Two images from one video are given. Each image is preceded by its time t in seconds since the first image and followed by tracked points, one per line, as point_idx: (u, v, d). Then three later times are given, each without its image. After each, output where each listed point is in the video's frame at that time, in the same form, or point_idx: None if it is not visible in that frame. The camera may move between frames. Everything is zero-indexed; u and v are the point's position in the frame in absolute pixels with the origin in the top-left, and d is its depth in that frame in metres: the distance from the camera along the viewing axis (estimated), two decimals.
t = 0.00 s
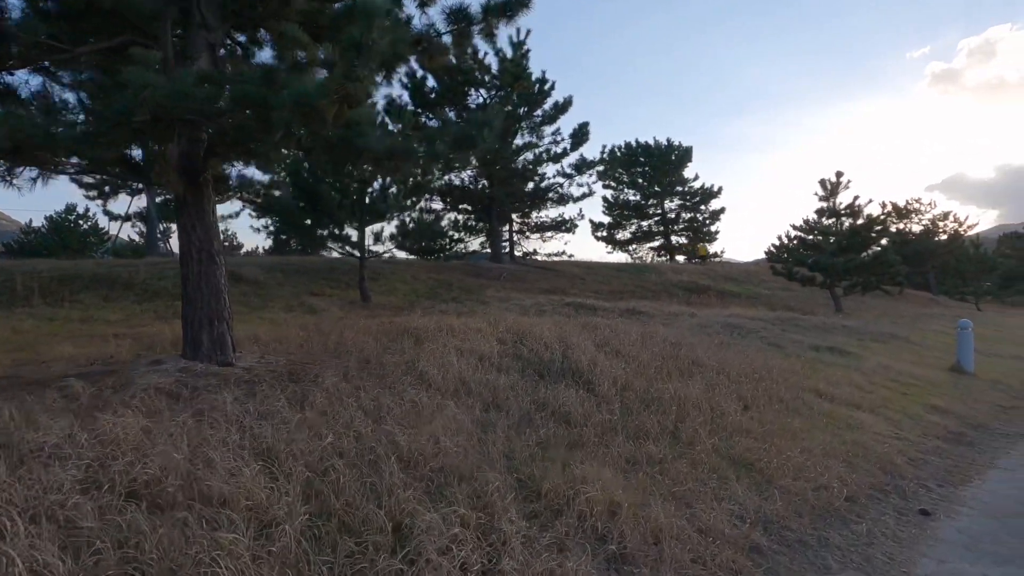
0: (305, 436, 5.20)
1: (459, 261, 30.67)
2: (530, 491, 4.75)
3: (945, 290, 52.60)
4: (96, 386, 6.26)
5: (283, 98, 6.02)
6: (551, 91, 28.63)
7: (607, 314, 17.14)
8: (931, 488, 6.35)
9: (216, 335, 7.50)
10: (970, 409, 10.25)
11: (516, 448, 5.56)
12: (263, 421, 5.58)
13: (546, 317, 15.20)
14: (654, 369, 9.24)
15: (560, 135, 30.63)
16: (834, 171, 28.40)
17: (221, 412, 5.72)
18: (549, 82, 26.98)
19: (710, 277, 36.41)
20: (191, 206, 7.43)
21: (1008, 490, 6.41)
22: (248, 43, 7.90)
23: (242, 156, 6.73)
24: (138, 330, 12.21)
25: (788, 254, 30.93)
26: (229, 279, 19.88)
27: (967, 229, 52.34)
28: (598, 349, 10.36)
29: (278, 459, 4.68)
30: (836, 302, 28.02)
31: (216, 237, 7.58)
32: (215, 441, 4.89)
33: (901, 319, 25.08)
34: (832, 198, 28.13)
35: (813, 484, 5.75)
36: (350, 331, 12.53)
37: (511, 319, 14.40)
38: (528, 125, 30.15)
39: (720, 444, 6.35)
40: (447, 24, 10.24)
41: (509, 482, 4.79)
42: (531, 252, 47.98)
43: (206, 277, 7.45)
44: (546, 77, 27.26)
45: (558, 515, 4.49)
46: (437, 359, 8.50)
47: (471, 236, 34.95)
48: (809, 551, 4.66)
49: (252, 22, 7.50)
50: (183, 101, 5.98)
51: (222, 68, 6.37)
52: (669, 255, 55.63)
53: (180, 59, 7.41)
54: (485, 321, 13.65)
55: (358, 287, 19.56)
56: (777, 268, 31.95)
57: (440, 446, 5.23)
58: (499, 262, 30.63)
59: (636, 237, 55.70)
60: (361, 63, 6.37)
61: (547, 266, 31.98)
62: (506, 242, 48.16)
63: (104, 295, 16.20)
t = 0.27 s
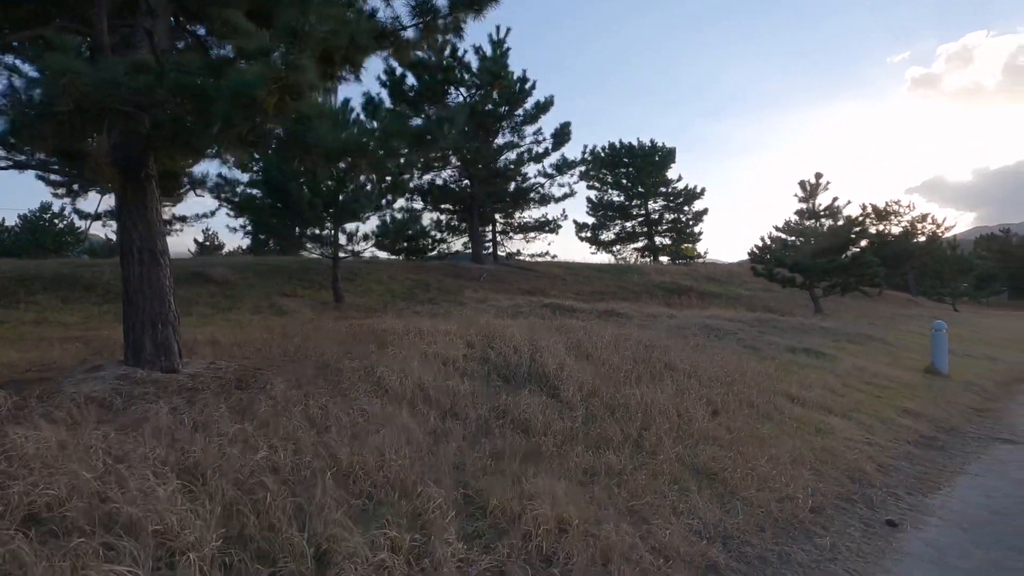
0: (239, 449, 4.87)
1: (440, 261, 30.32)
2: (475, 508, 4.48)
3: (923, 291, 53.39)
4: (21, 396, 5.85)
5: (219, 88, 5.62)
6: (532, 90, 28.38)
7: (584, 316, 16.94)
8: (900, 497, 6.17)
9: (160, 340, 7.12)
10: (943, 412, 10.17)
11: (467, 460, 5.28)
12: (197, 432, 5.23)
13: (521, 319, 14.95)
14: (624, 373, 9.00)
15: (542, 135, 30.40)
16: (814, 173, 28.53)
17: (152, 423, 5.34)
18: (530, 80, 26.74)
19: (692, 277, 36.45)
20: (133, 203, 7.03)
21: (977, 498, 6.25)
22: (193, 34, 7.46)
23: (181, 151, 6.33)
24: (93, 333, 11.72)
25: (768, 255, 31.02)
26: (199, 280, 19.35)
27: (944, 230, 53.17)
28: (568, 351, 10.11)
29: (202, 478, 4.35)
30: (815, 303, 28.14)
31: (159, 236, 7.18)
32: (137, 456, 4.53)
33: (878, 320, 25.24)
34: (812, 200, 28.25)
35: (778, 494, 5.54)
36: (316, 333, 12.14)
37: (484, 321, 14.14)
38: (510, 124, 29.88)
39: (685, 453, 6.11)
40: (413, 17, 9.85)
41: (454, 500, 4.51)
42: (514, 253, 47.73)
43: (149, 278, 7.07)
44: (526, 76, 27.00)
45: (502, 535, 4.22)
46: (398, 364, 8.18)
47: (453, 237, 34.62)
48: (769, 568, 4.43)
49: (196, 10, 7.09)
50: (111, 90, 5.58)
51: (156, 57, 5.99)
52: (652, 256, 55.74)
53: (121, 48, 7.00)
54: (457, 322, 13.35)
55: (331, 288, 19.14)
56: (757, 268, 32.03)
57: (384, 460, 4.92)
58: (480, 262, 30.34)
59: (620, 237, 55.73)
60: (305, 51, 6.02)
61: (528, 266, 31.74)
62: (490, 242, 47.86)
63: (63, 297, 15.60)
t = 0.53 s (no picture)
0: (180, 452, 4.57)
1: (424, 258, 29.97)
2: (431, 515, 4.22)
3: (907, 289, 53.88)
4: None
5: (165, 69, 5.27)
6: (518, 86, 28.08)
7: (568, 313, 16.70)
8: (880, 497, 5.99)
9: (111, 338, 6.76)
10: (924, 409, 10.06)
11: (428, 463, 5.02)
12: (138, 435, 4.89)
13: (502, 316, 14.67)
14: (601, 371, 8.75)
15: (528, 132, 30.12)
16: (799, 170, 28.55)
17: (91, 425, 5.01)
18: (514, 76, 26.48)
19: (678, 275, 36.39)
20: (82, 194, 6.66)
21: (958, 498, 6.09)
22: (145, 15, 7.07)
23: (128, 138, 5.97)
24: (54, 331, 11.25)
25: (754, 253, 31.01)
26: (173, 277, 18.87)
27: (928, 229, 53.65)
28: (546, 349, 9.86)
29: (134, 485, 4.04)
30: (800, 301, 28.15)
31: (111, 228, 6.83)
32: (66, 460, 4.21)
33: (863, 318, 25.29)
34: (797, 198, 28.25)
35: (753, 496, 5.33)
36: (288, 331, 11.78)
37: (464, 318, 13.83)
38: (495, 120, 29.57)
39: (659, 453, 5.89)
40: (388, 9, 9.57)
41: (408, 506, 4.25)
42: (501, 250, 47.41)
43: (99, 272, 6.70)
44: (512, 71, 26.69)
45: (457, 544, 3.98)
46: (366, 362, 7.86)
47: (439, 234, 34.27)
48: None
49: None
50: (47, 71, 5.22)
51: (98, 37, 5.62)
52: (640, 254, 55.70)
53: (67, 30, 6.62)
54: (435, 320, 13.05)
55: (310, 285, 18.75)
56: (744, 266, 32.02)
57: (337, 463, 4.64)
58: (466, 260, 30.03)
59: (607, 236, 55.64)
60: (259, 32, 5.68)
61: (514, 264, 31.45)
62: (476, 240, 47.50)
63: (29, 294, 15.10)
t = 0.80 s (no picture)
0: (99, 461, 4.15)
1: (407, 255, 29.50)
2: (372, 530, 3.86)
3: (889, 287, 54.32)
4: None
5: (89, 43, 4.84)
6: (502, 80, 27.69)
7: (549, 311, 16.37)
8: (860, 501, 5.72)
9: (45, 336, 6.29)
10: (906, 407, 9.87)
11: (378, 470, 4.65)
12: (56, 442, 4.46)
13: (480, 314, 14.30)
14: (576, 370, 8.39)
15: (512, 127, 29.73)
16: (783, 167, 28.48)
17: (5, 431, 4.57)
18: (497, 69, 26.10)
19: (663, 273, 36.22)
20: (12, 181, 6.18)
21: (940, 501, 5.84)
22: None
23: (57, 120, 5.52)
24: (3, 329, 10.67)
25: (739, 250, 30.91)
26: (142, 274, 18.27)
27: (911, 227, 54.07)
28: (520, 346, 9.52)
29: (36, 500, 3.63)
30: (784, 298, 28.10)
31: (46, 219, 6.36)
32: None
33: (846, 315, 25.27)
34: (781, 195, 28.18)
35: (727, 503, 5.03)
36: (254, 328, 11.33)
37: (440, 315, 13.44)
38: (478, 115, 29.14)
39: (629, 456, 5.58)
40: None
41: (347, 521, 3.88)
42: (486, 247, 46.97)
43: (32, 265, 6.23)
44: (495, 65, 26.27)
45: (397, 563, 3.62)
46: (326, 361, 7.44)
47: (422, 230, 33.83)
48: None
49: None
50: None
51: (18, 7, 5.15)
52: (626, 252, 55.57)
53: None
54: (409, 317, 12.65)
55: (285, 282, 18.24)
56: (728, 264, 31.92)
57: (274, 472, 4.25)
58: (448, 256, 29.60)
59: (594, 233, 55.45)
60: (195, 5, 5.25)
61: (498, 261, 31.07)
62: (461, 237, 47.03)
63: None
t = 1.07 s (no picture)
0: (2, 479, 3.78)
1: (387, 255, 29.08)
2: (300, 557, 3.53)
3: (871, 287, 54.80)
4: None
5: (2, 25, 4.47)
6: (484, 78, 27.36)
7: (527, 312, 16.08)
8: (833, 512, 5.48)
9: None
10: (883, 411, 9.71)
11: (317, 486, 4.32)
12: None
13: (456, 315, 13.99)
14: (546, 374, 8.11)
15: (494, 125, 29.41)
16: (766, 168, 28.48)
17: None
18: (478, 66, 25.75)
19: (647, 273, 36.11)
20: None
21: (915, 511, 5.62)
22: None
23: None
24: None
25: (722, 250, 30.86)
26: (109, 274, 17.71)
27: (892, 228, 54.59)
28: (491, 349, 9.22)
29: None
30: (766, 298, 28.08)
31: None
32: None
33: (827, 315, 25.29)
34: (763, 195, 28.17)
35: (693, 517, 4.76)
36: (217, 330, 10.92)
37: (414, 316, 13.10)
38: (461, 113, 28.80)
39: (593, 467, 5.30)
40: None
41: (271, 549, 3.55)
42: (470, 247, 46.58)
43: None
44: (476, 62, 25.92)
45: None
46: (281, 366, 7.06)
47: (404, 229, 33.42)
48: None
49: None
50: None
51: None
52: (611, 252, 55.49)
53: None
54: (381, 318, 12.30)
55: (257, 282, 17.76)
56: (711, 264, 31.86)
57: (199, 492, 3.91)
58: (430, 256, 29.22)
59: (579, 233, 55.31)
60: None
61: (480, 261, 30.73)
62: (445, 236, 46.59)
63: None
